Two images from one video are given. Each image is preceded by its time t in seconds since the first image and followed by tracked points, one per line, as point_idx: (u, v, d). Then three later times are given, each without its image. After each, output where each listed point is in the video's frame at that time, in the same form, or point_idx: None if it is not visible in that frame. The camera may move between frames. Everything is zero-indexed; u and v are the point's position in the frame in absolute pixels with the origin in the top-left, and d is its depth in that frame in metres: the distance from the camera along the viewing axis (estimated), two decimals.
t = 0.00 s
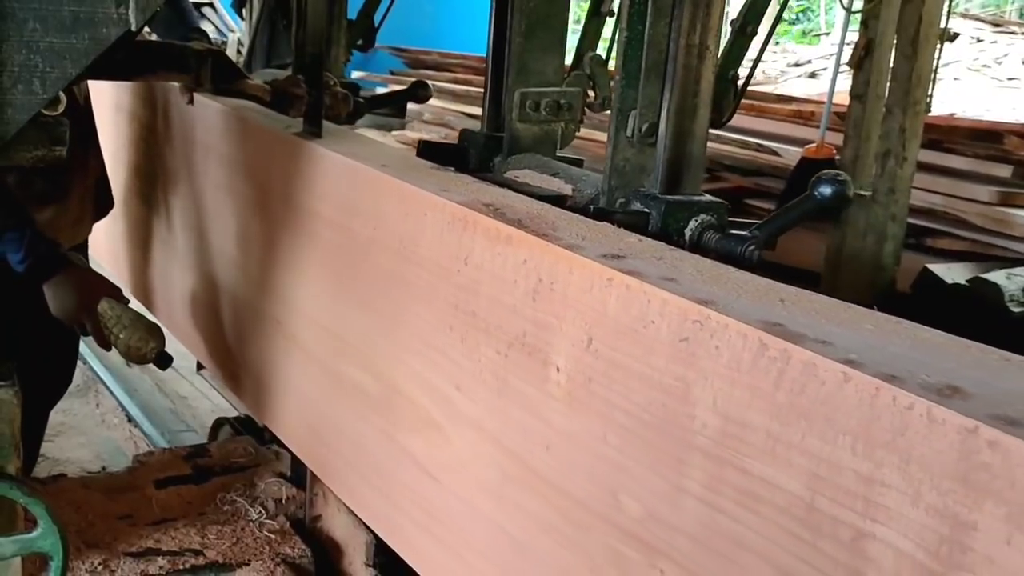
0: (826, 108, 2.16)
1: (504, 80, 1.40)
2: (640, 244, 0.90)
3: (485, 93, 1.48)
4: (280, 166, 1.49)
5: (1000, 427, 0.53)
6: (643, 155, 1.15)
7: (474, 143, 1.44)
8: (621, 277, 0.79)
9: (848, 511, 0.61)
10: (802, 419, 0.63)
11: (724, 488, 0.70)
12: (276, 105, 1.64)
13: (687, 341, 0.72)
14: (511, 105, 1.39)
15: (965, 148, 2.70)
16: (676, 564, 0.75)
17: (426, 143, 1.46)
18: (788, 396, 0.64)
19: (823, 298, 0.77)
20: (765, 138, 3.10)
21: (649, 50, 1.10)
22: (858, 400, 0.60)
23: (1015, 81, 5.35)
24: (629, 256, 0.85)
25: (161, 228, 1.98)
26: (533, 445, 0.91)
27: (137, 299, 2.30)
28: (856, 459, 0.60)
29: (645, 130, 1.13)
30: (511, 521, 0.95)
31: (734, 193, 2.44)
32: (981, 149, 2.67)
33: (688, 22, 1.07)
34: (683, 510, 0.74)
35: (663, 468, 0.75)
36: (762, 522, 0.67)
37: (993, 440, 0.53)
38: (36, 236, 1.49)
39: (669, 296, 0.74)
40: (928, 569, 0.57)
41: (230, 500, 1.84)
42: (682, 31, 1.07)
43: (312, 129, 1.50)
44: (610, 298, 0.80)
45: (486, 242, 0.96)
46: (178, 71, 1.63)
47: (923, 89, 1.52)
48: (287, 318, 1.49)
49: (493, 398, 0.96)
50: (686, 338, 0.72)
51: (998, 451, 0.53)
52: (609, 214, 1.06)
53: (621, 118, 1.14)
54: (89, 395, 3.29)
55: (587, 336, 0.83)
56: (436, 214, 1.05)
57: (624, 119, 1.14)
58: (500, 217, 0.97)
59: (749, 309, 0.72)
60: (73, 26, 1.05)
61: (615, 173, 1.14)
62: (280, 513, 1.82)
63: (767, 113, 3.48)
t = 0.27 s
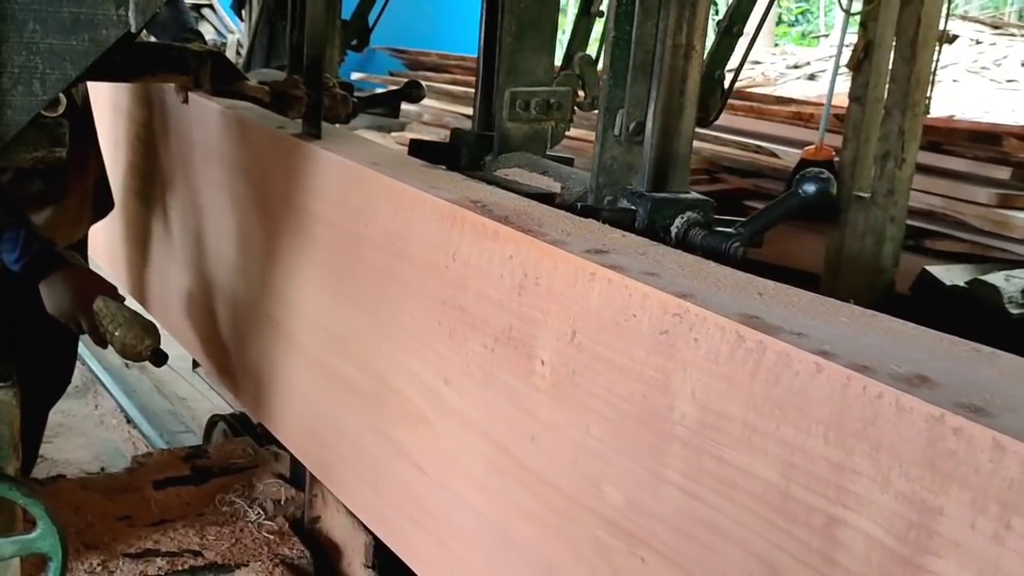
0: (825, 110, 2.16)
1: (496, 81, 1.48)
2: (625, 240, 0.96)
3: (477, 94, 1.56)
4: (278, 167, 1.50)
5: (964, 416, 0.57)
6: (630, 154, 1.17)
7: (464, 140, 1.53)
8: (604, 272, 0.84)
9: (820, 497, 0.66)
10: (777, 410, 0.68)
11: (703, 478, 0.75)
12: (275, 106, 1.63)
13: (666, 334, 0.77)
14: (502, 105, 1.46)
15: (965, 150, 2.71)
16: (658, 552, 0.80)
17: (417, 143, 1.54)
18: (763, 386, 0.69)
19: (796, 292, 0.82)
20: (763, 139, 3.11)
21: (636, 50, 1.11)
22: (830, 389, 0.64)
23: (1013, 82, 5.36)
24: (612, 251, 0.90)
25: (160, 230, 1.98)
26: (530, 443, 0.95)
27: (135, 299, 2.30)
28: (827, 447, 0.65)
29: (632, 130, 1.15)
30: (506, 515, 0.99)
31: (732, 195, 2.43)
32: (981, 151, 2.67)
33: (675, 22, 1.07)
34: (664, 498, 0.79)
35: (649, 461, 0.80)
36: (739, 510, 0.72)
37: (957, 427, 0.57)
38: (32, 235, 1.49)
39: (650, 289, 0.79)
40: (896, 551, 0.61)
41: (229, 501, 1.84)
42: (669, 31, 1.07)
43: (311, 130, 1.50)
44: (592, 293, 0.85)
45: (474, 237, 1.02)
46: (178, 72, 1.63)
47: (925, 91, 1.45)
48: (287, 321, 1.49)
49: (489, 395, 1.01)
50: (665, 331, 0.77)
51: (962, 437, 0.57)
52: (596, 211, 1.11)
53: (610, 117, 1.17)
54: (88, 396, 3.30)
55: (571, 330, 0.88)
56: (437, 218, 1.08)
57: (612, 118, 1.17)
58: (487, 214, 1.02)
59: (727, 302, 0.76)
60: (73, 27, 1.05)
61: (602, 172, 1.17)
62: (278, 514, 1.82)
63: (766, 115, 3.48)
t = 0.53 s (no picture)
0: (825, 112, 2.17)
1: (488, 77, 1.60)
2: (610, 235, 0.99)
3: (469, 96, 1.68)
4: (274, 166, 1.51)
5: (933, 403, 0.60)
6: (618, 151, 1.24)
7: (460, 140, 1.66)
8: (589, 265, 0.86)
9: (795, 485, 0.69)
10: (754, 399, 0.71)
11: (685, 467, 0.78)
12: (277, 107, 1.62)
13: (648, 327, 0.80)
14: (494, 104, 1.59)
15: (964, 150, 2.71)
16: (642, 541, 0.83)
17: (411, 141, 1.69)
18: (742, 375, 0.72)
19: (776, 284, 0.85)
20: (761, 139, 3.13)
21: (624, 49, 1.17)
22: (805, 378, 0.67)
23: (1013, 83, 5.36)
24: (597, 245, 0.93)
25: (157, 230, 1.99)
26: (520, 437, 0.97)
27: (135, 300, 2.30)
28: (803, 435, 0.68)
29: (620, 127, 1.21)
30: (498, 507, 1.02)
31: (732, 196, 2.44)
32: (980, 151, 2.68)
33: (662, 21, 1.10)
34: (647, 488, 0.82)
35: (633, 452, 0.83)
36: (719, 498, 0.75)
37: (926, 414, 0.60)
38: (29, 234, 1.50)
39: (633, 283, 0.82)
40: (867, 535, 0.64)
41: (230, 501, 1.84)
42: (655, 31, 1.11)
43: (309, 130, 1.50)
44: (577, 287, 0.88)
45: (463, 233, 1.04)
46: (178, 73, 1.63)
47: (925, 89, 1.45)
48: (286, 321, 1.50)
49: (479, 388, 1.03)
50: (648, 323, 0.81)
51: (930, 424, 0.60)
52: (586, 209, 1.15)
53: (599, 115, 1.23)
54: (88, 397, 3.30)
55: (557, 323, 0.91)
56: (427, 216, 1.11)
57: (601, 116, 1.23)
58: (476, 209, 1.05)
59: (707, 294, 0.80)
60: (74, 28, 1.05)
61: (591, 168, 1.24)
62: (279, 515, 1.83)
63: (766, 115, 3.49)
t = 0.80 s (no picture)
0: (826, 112, 2.15)
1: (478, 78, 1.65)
2: (596, 230, 1.00)
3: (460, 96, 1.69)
4: (271, 165, 1.52)
5: (903, 391, 0.61)
6: (607, 149, 1.24)
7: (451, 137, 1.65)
8: (574, 260, 0.88)
9: (772, 473, 0.70)
10: (732, 389, 0.72)
11: (666, 457, 0.79)
12: (278, 108, 1.62)
13: (631, 319, 0.82)
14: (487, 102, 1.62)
15: (965, 151, 2.71)
16: (625, 529, 0.84)
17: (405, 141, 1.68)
18: (720, 365, 0.73)
19: (756, 278, 0.86)
20: (761, 140, 3.13)
21: (613, 48, 1.18)
22: (780, 368, 0.68)
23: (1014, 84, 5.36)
24: (582, 240, 0.94)
25: (156, 229, 2.00)
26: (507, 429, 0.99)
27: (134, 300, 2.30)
28: (779, 424, 0.69)
29: (609, 125, 1.22)
30: (486, 499, 1.03)
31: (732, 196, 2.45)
32: (981, 152, 2.68)
33: (650, 20, 1.12)
34: (630, 478, 0.83)
35: (616, 442, 0.84)
36: (699, 487, 0.76)
37: (896, 402, 0.61)
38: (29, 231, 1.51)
39: (616, 276, 0.83)
40: (840, 521, 0.65)
41: (231, 502, 1.84)
42: (644, 30, 1.13)
43: (308, 129, 1.51)
44: (562, 281, 0.89)
45: (452, 229, 1.06)
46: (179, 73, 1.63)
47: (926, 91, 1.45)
48: (286, 321, 1.50)
49: (467, 381, 1.05)
50: (630, 316, 0.82)
51: (900, 412, 0.60)
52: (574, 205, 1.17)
53: (588, 113, 1.24)
54: (89, 397, 3.30)
55: (543, 316, 0.92)
56: (419, 213, 1.12)
57: (590, 114, 1.24)
58: (464, 205, 1.06)
59: (688, 288, 0.81)
60: (75, 29, 1.06)
61: (581, 166, 1.24)
62: (280, 515, 1.83)
63: (767, 116, 3.49)
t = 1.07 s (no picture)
0: (826, 113, 2.15)
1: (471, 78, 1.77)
2: (582, 225, 1.01)
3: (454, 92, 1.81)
4: (269, 165, 1.53)
5: (875, 378, 0.62)
6: (596, 146, 1.25)
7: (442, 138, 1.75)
8: (560, 254, 0.89)
9: (750, 460, 0.70)
10: (711, 378, 0.73)
11: (648, 446, 0.80)
12: (279, 108, 1.63)
13: (615, 311, 0.83)
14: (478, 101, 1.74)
15: (965, 151, 2.71)
16: (609, 518, 0.85)
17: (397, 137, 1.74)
18: (699, 356, 0.74)
19: (738, 271, 0.87)
20: (761, 140, 3.14)
21: (602, 47, 1.19)
22: (758, 357, 0.69)
23: (1015, 84, 5.37)
24: (568, 234, 0.96)
25: (156, 229, 2.00)
26: (495, 420, 0.99)
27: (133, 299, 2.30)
28: (757, 413, 0.69)
29: (598, 122, 1.23)
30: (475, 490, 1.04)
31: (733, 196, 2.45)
32: (981, 153, 2.68)
33: (637, 18, 1.12)
34: (613, 467, 0.84)
35: (600, 432, 0.85)
36: (680, 475, 0.77)
37: (868, 389, 0.61)
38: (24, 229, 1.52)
39: (600, 269, 0.84)
40: (815, 506, 0.66)
41: (231, 502, 1.85)
42: (632, 28, 1.12)
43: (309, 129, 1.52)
44: (548, 274, 0.90)
45: (440, 225, 1.07)
46: (180, 74, 1.64)
47: (926, 93, 1.42)
48: (286, 321, 1.51)
49: (456, 374, 1.06)
50: (614, 308, 0.83)
51: (872, 399, 0.61)
52: (563, 200, 1.17)
53: (578, 110, 1.25)
54: (90, 398, 3.31)
55: (529, 309, 0.93)
56: (411, 211, 1.13)
57: (580, 111, 1.25)
58: (453, 201, 1.08)
59: (671, 280, 0.82)
60: (75, 29, 1.06)
61: (570, 162, 1.25)
62: (280, 515, 1.84)
63: (767, 116, 3.49)
